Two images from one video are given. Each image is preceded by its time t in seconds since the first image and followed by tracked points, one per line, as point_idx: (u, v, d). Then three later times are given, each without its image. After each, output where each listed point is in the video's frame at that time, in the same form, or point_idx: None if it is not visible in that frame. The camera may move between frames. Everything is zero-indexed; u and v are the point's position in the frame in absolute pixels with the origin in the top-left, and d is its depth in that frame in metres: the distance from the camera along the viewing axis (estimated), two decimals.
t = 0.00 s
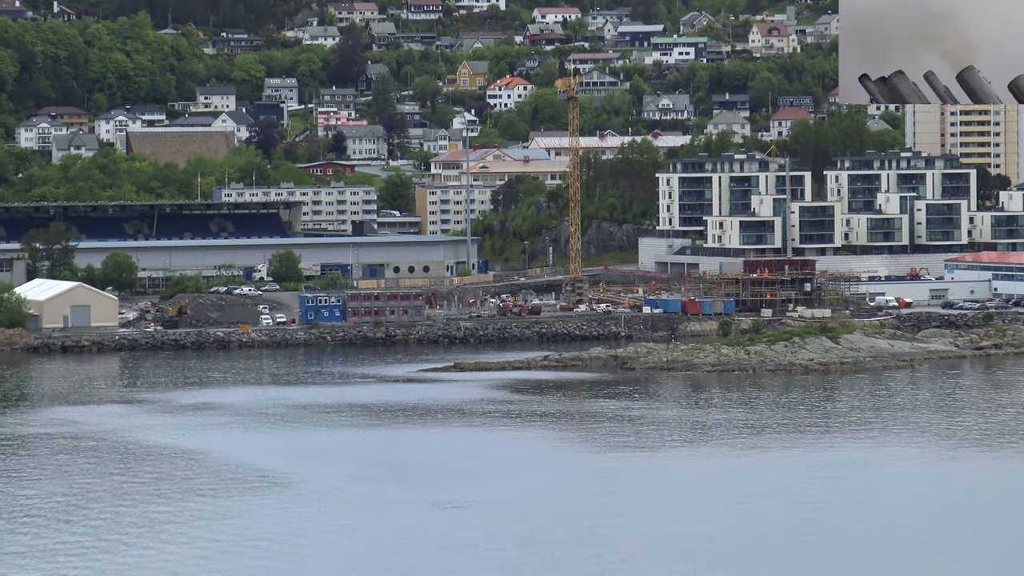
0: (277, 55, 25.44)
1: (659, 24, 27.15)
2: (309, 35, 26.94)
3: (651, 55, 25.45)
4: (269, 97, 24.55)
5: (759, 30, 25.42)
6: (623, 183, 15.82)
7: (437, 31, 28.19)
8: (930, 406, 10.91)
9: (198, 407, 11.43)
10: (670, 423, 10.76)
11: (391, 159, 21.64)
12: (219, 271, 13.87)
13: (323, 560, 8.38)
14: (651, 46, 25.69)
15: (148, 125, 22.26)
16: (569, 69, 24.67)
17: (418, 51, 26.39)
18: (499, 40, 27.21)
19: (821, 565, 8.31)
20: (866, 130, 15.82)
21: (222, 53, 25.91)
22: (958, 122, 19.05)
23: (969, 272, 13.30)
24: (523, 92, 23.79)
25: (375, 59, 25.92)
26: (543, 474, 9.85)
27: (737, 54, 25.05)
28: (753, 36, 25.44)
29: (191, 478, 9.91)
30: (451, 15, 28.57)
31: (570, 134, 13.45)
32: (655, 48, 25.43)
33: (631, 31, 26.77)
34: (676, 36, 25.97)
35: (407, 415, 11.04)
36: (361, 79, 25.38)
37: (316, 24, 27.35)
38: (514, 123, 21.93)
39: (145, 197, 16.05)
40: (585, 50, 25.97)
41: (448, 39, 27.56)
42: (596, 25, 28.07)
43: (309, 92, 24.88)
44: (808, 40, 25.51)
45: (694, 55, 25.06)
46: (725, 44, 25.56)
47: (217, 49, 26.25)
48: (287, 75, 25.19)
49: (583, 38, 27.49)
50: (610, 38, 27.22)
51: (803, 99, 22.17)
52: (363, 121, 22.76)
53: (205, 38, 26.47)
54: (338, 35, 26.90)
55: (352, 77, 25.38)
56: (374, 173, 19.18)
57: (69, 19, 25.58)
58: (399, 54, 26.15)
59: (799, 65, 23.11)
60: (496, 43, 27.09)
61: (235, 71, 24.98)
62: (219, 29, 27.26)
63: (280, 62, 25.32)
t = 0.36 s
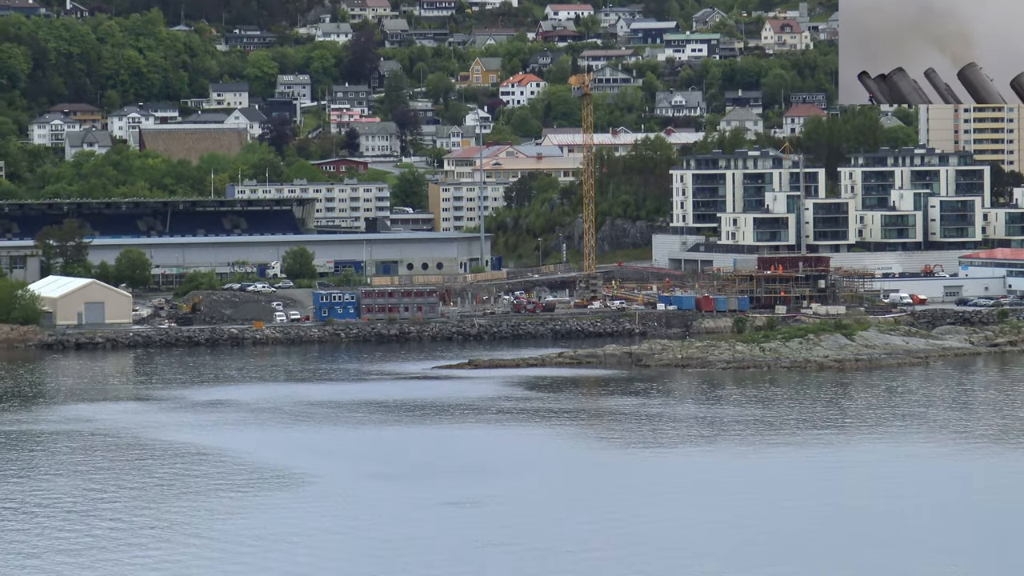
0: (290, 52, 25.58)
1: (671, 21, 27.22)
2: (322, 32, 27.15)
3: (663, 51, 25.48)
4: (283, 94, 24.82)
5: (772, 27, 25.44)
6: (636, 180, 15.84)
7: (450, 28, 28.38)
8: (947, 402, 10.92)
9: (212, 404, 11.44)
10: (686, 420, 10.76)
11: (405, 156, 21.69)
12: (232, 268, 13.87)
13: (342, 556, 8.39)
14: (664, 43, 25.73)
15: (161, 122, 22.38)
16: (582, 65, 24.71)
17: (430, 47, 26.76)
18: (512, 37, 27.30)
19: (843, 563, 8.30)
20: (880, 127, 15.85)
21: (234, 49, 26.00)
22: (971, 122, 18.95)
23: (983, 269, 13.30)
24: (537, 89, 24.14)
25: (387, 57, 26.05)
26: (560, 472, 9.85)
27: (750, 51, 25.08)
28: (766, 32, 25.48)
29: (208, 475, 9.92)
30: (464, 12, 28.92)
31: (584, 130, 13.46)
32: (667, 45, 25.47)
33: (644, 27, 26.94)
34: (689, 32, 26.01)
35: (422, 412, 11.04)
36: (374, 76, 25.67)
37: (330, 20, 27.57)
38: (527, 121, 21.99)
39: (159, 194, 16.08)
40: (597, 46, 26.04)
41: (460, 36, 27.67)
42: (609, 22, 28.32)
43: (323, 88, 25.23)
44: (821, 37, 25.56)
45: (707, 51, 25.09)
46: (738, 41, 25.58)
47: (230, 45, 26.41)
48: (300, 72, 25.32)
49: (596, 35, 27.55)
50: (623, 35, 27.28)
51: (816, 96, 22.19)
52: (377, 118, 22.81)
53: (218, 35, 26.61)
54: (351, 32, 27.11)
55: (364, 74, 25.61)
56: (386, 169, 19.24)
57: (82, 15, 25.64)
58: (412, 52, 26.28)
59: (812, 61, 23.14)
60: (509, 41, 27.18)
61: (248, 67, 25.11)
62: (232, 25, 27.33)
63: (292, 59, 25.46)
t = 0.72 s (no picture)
0: (307, 53, 25.67)
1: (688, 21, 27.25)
2: (338, 32, 27.31)
3: (681, 51, 25.47)
4: (300, 94, 24.94)
5: (790, 26, 25.42)
6: (654, 179, 15.84)
7: (467, 28, 28.49)
8: (972, 402, 10.89)
9: (231, 405, 11.42)
10: (709, 418, 10.75)
11: (422, 156, 21.71)
12: (250, 268, 13.88)
13: (366, 557, 8.37)
14: (682, 43, 25.73)
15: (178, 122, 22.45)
16: (600, 64, 24.73)
17: (448, 48, 26.94)
18: (529, 37, 27.34)
19: (870, 563, 8.26)
20: (899, 126, 15.84)
21: (251, 49, 26.06)
22: (991, 124, 18.99)
23: (1003, 269, 13.28)
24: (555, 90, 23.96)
25: (404, 57, 26.13)
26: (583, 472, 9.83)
27: (768, 50, 25.04)
28: (784, 32, 25.46)
29: (230, 476, 9.91)
30: (480, 13, 29.09)
31: (603, 129, 13.44)
32: (685, 44, 25.46)
33: (661, 27, 27.05)
34: (707, 32, 26.00)
35: (443, 412, 11.02)
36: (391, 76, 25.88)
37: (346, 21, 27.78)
38: (545, 120, 22.00)
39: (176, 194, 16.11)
40: (614, 46, 26.05)
41: (477, 36, 27.74)
42: (626, 22, 28.35)
43: (339, 88, 25.31)
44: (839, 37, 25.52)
45: (725, 51, 25.07)
46: (756, 40, 25.55)
47: (246, 45, 26.51)
48: (317, 73, 25.40)
49: (613, 35, 27.56)
50: (640, 34, 27.29)
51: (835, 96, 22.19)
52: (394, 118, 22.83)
53: (234, 34, 26.71)
54: (367, 32, 27.23)
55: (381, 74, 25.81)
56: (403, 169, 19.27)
57: (99, 15, 25.71)
58: (428, 52, 26.36)
59: (830, 60, 23.13)
60: (526, 41, 27.21)
61: (265, 68, 25.19)
62: (248, 26, 27.17)
63: (309, 59, 25.54)
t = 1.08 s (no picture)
0: (326, 52, 25.72)
1: (707, 20, 27.24)
2: (357, 32, 27.35)
3: (700, 50, 25.45)
4: (318, 93, 24.93)
5: (809, 25, 25.37)
6: (674, 179, 15.83)
7: (486, 27, 28.53)
8: (996, 400, 10.85)
9: (251, 405, 11.41)
10: (733, 418, 10.72)
11: (441, 156, 21.73)
12: (269, 268, 13.90)
13: (389, 556, 8.36)
14: (701, 42, 25.70)
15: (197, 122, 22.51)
16: (619, 64, 24.71)
17: (466, 47, 26.86)
18: (548, 36, 27.35)
19: (892, 563, 8.21)
20: (919, 126, 15.84)
21: (269, 49, 26.13)
22: (1011, 120, 18.97)
23: None
24: (572, 88, 24.16)
25: (423, 56, 26.15)
26: (605, 471, 9.80)
27: (788, 50, 24.97)
28: (804, 31, 25.40)
29: (252, 476, 9.89)
30: (500, 12, 29.12)
31: (622, 129, 13.41)
32: (705, 43, 25.43)
33: (680, 26, 26.98)
34: (726, 31, 25.97)
35: (464, 412, 11.01)
36: (409, 75, 25.81)
37: (365, 20, 27.81)
38: (564, 120, 22.00)
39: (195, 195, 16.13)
40: (633, 45, 26.01)
41: (496, 35, 27.75)
42: (646, 21, 28.32)
43: (358, 87, 25.34)
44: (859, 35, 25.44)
45: (744, 50, 25.03)
46: (775, 39, 25.50)
47: (265, 45, 26.58)
48: (335, 72, 25.45)
49: (632, 33, 27.54)
50: (659, 33, 27.26)
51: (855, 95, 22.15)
52: (413, 117, 22.83)
53: (253, 34, 26.78)
54: (386, 31, 27.28)
55: (400, 72, 25.75)
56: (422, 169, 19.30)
57: (117, 15, 25.80)
58: (447, 52, 26.38)
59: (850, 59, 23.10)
60: (545, 39, 27.21)
61: (283, 67, 25.25)
62: (267, 25, 27.55)
63: (328, 59, 25.58)
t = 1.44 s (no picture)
0: (342, 50, 25.79)
1: (723, 19, 27.23)
2: (373, 30, 27.41)
3: (716, 48, 25.46)
4: (334, 91, 24.99)
5: (826, 24, 25.36)
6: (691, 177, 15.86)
7: (502, 25, 28.57)
8: (1016, 399, 10.84)
9: (268, 404, 11.40)
10: (753, 417, 10.72)
11: (457, 154, 21.81)
12: (286, 266, 13.93)
13: (409, 554, 8.36)
14: (717, 40, 25.71)
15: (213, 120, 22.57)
16: (635, 62, 24.75)
17: (481, 45, 26.87)
18: (564, 34, 27.38)
19: (908, 562, 8.20)
20: (936, 125, 15.86)
21: (286, 47, 26.22)
22: None
23: None
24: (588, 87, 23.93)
25: (440, 54, 26.22)
26: (626, 470, 9.79)
27: (804, 48, 24.96)
28: (820, 30, 25.40)
29: (271, 474, 9.90)
30: (516, 9, 29.20)
31: (638, 127, 13.42)
32: (720, 41, 25.42)
33: (696, 25, 26.93)
34: (742, 29, 25.97)
35: (483, 411, 11.01)
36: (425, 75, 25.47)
37: (381, 18, 27.86)
38: (579, 118, 22.03)
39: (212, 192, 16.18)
40: (649, 44, 26.01)
41: (512, 33, 27.80)
42: (661, 19, 28.34)
43: (374, 85, 25.40)
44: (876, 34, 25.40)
45: (760, 49, 25.02)
46: (791, 38, 25.49)
47: (281, 43, 26.65)
48: (351, 69, 25.51)
49: (648, 32, 27.57)
50: (676, 31, 27.27)
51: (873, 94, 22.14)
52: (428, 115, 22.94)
53: (269, 32, 26.86)
54: (401, 29, 27.35)
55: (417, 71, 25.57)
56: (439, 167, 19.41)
57: (133, 13, 25.89)
58: (463, 50, 26.44)
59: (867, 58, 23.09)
60: (561, 38, 27.24)
61: (300, 65, 25.33)
62: (283, 23, 27.67)
63: (344, 57, 25.65)
